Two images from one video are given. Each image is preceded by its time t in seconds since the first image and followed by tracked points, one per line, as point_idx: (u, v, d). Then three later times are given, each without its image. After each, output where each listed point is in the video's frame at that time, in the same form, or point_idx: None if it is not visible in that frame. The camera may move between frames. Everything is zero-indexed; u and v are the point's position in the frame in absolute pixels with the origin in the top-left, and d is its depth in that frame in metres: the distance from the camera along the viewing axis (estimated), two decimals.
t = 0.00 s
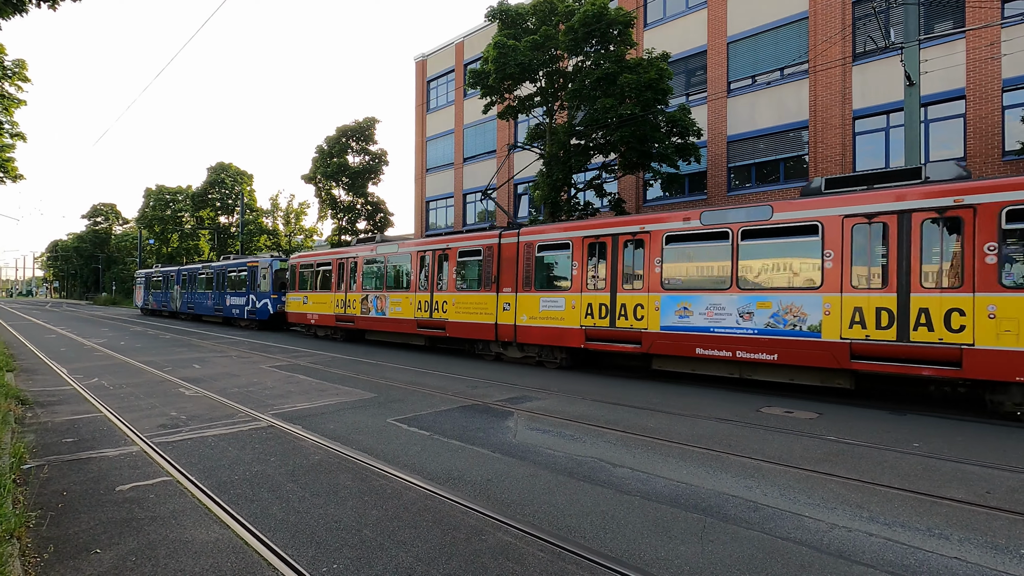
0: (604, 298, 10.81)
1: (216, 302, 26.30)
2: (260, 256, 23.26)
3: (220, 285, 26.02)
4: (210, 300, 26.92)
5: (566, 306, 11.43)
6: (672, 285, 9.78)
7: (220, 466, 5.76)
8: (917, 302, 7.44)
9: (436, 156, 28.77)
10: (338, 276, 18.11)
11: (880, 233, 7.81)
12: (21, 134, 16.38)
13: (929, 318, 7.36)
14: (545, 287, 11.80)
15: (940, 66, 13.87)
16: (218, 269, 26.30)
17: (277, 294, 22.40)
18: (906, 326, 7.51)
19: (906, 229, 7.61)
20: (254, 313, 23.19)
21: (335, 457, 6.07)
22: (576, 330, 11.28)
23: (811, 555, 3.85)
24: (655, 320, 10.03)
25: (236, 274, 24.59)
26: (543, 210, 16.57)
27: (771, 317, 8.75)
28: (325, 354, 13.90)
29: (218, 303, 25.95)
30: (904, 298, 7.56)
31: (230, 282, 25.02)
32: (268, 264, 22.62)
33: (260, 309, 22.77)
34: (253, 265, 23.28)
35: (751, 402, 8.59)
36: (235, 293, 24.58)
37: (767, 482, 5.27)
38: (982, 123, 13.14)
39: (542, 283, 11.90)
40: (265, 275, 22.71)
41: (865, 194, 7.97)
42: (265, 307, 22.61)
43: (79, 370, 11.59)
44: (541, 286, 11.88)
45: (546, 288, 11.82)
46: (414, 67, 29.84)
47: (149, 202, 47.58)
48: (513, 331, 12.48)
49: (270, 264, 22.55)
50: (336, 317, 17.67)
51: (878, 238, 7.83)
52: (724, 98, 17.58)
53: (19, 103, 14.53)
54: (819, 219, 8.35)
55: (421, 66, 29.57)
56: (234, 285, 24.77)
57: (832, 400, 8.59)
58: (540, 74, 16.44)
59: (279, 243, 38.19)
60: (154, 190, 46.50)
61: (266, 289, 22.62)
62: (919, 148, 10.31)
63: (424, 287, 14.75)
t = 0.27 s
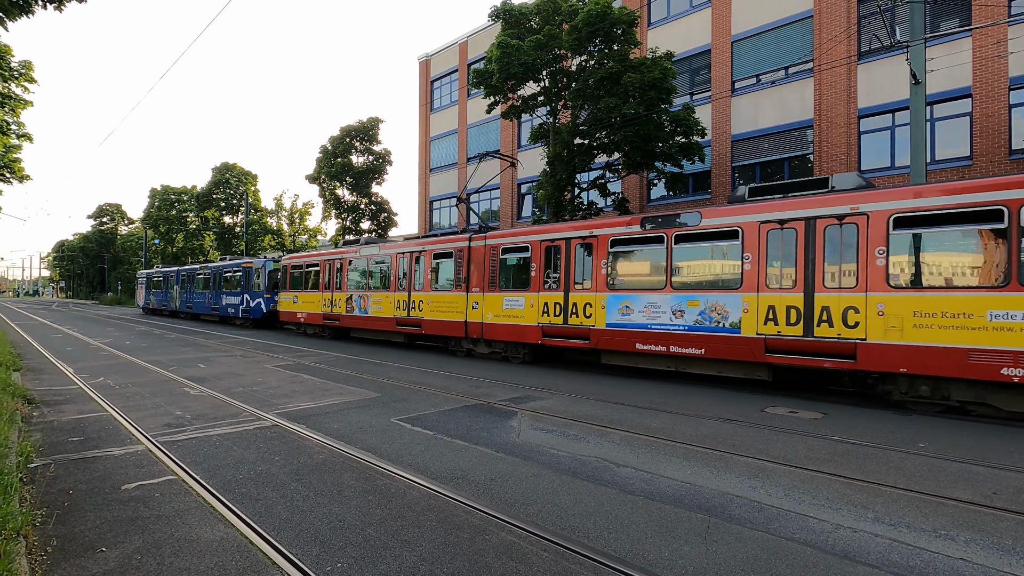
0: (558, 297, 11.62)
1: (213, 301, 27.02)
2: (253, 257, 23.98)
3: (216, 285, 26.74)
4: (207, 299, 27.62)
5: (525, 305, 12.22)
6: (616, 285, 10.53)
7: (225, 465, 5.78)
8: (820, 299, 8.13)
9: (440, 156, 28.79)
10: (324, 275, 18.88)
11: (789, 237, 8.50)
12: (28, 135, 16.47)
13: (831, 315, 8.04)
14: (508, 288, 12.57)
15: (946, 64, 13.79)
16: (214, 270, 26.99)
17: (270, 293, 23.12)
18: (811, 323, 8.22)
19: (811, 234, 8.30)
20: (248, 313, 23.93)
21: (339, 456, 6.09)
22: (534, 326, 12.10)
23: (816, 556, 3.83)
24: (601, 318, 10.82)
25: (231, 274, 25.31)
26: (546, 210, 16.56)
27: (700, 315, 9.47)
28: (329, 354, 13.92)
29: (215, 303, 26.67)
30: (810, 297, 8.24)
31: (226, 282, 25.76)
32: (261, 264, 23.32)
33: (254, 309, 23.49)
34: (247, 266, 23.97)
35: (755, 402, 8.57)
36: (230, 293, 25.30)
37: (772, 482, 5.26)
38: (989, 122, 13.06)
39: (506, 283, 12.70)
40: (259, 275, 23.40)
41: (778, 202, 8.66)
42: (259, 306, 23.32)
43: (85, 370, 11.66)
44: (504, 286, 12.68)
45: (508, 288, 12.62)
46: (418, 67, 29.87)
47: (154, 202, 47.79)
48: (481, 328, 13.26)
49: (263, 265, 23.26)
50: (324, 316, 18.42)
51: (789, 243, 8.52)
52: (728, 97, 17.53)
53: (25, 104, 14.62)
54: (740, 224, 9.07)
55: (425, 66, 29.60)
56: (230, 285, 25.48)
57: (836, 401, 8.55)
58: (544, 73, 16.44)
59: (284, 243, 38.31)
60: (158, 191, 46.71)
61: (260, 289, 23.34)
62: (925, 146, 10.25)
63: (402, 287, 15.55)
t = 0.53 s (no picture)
0: (519, 297, 12.43)
1: (211, 301, 27.72)
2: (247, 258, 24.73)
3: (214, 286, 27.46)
4: (205, 299, 28.32)
5: (491, 304, 13.04)
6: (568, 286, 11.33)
7: (230, 465, 5.80)
8: (740, 299, 8.90)
9: (444, 156, 28.82)
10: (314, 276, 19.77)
11: (714, 240, 9.25)
12: (35, 135, 16.56)
13: (749, 313, 8.82)
14: (477, 288, 13.40)
15: (952, 63, 13.71)
16: (211, 271, 27.70)
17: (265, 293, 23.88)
18: (733, 320, 9.00)
19: (733, 239, 9.07)
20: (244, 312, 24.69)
21: (343, 455, 6.10)
22: (498, 324, 12.90)
23: (820, 557, 3.82)
24: (556, 316, 11.64)
25: (228, 274, 26.05)
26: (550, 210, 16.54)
27: (639, 313, 10.26)
28: (333, 354, 13.96)
29: (212, 302, 27.40)
30: (732, 296, 9.03)
31: (222, 282, 26.52)
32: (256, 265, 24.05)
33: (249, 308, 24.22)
34: (243, 266, 24.68)
35: (760, 402, 8.54)
36: (227, 292, 26.03)
37: (776, 483, 5.24)
38: (996, 120, 12.97)
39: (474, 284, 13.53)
40: (254, 276, 24.14)
41: (706, 210, 9.43)
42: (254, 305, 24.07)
43: (92, 369, 11.74)
44: (474, 286, 13.51)
45: (476, 288, 13.46)
46: (422, 67, 29.91)
47: (160, 203, 48.05)
48: (453, 326, 14.06)
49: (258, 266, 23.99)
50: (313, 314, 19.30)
51: (715, 247, 9.27)
52: (732, 96, 17.48)
53: (32, 105, 14.72)
54: (674, 230, 9.83)
55: (429, 66, 29.64)
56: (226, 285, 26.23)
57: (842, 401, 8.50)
58: (547, 73, 16.43)
59: (288, 243, 38.44)
60: (164, 191, 46.97)
61: (255, 289, 24.08)
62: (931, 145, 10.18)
63: (384, 287, 16.45)
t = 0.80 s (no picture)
0: (487, 297, 13.30)
1: (208, 301, 28.30)
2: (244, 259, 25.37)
3: (212, 286, 28.06)
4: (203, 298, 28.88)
5: (462, 304, 13.92)
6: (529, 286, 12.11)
7: (235, 464, 5.82)
8: (676, 298, 9.72)
9: (448, 156, 28.85)
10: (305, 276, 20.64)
11: (654, 245, 10.07)
12: (42, 136, 16.65)
13: (682, 311, 9.64)
14: (450, 288, 14.30)
15: (960, 60, 13.61)
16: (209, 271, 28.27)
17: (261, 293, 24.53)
18: (669, 318, 9.81)
19: (670, 244, 9.86)
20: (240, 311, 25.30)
21: (348, 455, 6.11)
22: (469, 322, 13.79)
23: (826, 557, 3.80)
24: (519, 314, 12.48)
25: (225, 274, 26.63)
26: (554, 210, 16.53)
27: (590, 311, 11.08)
28: (338, 353, 13.98)
29: (211, 302, 27.99)
30: (669, 296, 9.85)
31: (220, 282, 27.15)
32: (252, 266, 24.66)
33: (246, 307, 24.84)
34: (240, 267, 25.28)
35: (766, 402, 8.51)
36: (224, 292, 26.63)
37: (782, 483, 5.22)
38: (1004, 119, 12.87)
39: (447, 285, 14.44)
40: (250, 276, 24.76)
41: (648, 216, 10.22)
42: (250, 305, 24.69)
43: (98, 368, 11.81)
44: (448, 287, 14.40)
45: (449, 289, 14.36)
46: (426, 67, 29.96)
47: (166, 203, 48.30)
48: (430, 324, 14.94)
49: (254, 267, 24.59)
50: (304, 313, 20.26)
51: (655, 250, 10.08)
52: (737, 95, 17.43)
53: (39, 106, 14.82)
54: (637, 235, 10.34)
55: (433, 66, 29.67)
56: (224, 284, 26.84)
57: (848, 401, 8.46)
58: (551, 72, 16.41)
59: (293, 243, 38.57)
60: (169, 191, 47.22)
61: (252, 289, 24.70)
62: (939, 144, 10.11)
63: (368, 288, 17.38)
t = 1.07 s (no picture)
0: (460, 296, 14.05)
1: (206, 300, 28.62)
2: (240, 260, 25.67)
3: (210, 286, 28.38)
4: (202, 298, 29.21)
5: (438, 303, 14.67)
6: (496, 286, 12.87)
7: (240, 463, 5.84)
8: (623, 297, 10.47)
9: (452, 156, 28.88)
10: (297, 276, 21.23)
11: (602, 250, 10.87)
12: (50, 137, 16.77)
13: (627, 309, 10.41)
14: (427, 288, 15.04)
15: (967, 58, 13.53)
16: (207, 271, 28.61)
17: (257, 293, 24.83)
18: (616, 315, 10.58)
19: (617, 247, 10.63)
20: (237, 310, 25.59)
21: (353, 454, 6.13)
22: (444, 320, 14.53)
23: (832, 558, 3.79)
24: (488, 312, 13.21)
25: (223, 274, 26.93)
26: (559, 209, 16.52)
27: (548, 309, 11.81)
28: (342, 353, 14.01)
29: (209, 302, 28.32)
30: (616, 295, 10.61)
31: (218, 282, 27.48)
32: (248, 266, 24.95)
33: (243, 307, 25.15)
34: (237, 267, 25.58)
35: (771, 402, 8.48)
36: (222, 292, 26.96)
37: (787, 484, 5.20)
38: (1012, 117, 12.78)
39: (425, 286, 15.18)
40: (246, 276, 25.05)
41: (597, 221, 10.98)
42: (246, 304, 25.00)
43: (105, 367, 11.89)
44: (426, 286, 15.13)
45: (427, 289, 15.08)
46: (431, 67, 30.00)
47: (172, 203, 48.56)
48: (409, 322, 15.67)
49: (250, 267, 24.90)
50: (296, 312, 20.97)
51: (604, 252, 10.86)
52: (742, 94, 17.36)
53: (47, 107, 14.92)
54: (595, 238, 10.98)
55: (438, 66, 29.71)
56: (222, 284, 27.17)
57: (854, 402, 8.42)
58: (556, 72, 16.40)
59: (298, 242, 38.70)
60: (175, 192, 47.47)
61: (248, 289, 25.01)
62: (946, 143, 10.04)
63: (355, 287, 18.07)
